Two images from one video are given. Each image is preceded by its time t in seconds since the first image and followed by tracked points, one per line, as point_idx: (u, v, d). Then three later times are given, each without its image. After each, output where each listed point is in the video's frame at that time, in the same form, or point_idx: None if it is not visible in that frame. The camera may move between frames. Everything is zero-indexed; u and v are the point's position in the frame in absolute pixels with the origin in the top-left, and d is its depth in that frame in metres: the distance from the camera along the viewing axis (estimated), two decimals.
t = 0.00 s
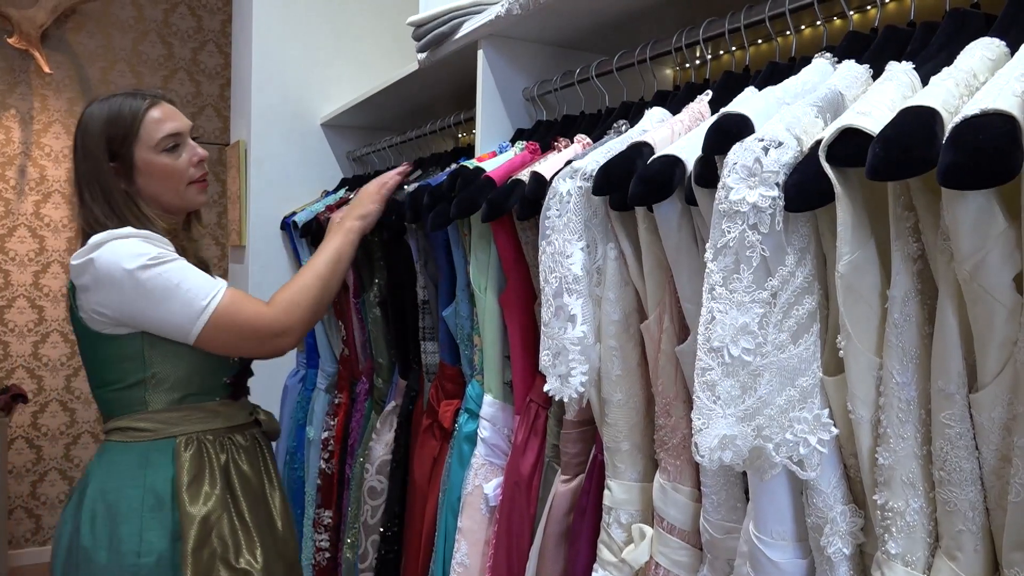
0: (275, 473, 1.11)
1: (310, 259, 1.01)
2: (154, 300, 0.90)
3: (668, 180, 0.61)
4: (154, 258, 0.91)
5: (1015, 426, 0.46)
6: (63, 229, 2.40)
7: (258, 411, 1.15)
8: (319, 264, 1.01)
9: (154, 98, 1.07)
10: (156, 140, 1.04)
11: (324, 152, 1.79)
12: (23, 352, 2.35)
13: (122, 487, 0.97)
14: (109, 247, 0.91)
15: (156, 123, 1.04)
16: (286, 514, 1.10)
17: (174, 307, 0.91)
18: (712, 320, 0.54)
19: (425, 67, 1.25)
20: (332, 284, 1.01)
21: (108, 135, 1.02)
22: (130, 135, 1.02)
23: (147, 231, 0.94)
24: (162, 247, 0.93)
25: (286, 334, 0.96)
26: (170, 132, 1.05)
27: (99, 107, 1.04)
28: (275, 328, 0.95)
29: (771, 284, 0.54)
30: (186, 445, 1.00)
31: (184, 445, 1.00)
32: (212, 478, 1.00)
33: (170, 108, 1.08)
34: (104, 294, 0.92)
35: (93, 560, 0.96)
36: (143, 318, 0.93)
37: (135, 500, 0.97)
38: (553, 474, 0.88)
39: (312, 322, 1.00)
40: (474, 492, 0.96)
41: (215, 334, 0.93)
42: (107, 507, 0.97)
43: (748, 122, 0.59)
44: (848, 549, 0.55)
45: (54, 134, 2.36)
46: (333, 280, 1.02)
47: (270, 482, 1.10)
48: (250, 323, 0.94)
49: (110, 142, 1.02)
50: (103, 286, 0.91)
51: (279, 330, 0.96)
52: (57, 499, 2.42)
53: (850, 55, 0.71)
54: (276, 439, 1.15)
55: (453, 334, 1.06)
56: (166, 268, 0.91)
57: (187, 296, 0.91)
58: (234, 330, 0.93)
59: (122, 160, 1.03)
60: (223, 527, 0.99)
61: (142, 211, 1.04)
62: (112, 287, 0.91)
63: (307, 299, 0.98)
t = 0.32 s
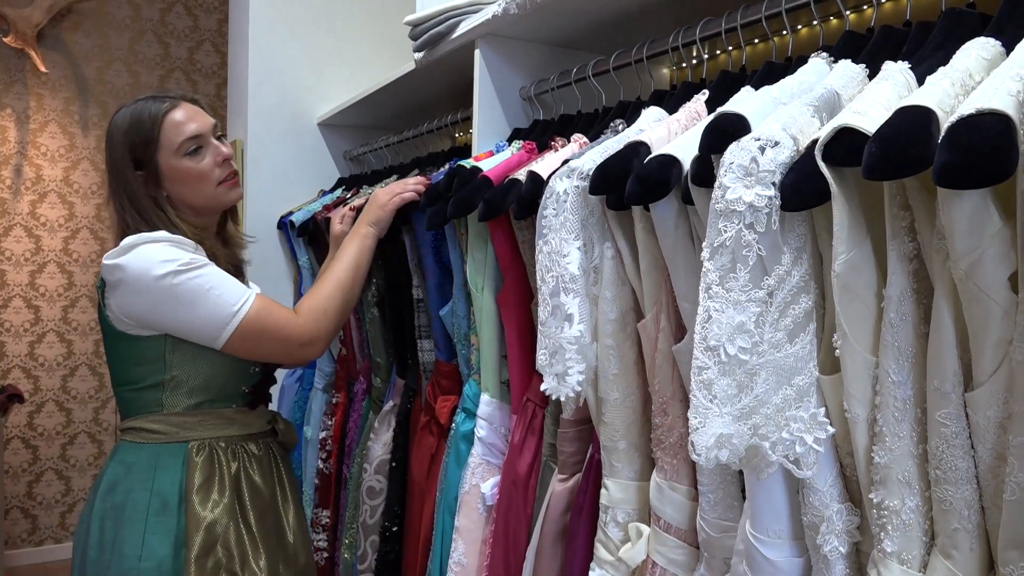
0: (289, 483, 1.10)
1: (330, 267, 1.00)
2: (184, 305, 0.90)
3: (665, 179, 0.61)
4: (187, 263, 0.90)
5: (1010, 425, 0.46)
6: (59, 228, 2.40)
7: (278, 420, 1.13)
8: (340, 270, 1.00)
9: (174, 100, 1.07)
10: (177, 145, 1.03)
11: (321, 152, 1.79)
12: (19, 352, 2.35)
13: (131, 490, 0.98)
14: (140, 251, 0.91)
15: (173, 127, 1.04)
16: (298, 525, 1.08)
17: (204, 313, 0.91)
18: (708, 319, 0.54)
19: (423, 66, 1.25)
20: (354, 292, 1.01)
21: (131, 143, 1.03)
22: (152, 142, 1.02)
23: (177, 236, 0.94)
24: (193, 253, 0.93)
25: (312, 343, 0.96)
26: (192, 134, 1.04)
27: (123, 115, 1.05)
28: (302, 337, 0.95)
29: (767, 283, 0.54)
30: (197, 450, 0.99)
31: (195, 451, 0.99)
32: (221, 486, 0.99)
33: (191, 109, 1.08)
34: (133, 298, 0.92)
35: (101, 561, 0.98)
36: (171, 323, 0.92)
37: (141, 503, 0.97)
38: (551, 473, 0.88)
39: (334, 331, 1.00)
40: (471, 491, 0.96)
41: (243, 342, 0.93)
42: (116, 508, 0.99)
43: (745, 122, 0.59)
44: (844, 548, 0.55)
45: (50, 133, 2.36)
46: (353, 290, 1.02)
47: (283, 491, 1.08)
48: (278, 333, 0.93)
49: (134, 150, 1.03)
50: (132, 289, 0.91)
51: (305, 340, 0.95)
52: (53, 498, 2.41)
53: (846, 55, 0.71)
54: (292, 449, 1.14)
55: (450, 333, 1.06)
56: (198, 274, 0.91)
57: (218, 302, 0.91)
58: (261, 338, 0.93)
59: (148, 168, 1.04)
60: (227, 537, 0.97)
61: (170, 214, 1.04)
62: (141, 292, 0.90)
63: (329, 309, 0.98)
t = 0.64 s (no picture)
0: (301, 492, 1.10)
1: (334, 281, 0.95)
2: (184, 317, 0.90)
3: (667, 179, 0.61)
4: (189, 274, 0.90)
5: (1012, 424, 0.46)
6: (62, 227, 2.41)
7: (291, 426, 1.14)
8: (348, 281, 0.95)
9: (189, 96, 1.07)
10: (190, 143, 1.03)
11: (323, 151, 1.79)
12: (22, 350, 2.35)
13: (142, 500, 0.98)
14: (145, 258, 0.91)
15: (187, 125, 1.04)
16: (306, 535, 1.08)
17: (204, 327, 0.90)
18: (711, 318, 0.55)
19: (425, 66, 1.25)
20: (359, 306, 0.95)
21: (142, 138, 1.03)
22: (164, 140, 1.03)
23: (184, 242, 0.93)
24: (198, 262, 0.92)
25: (312, 365, 0.93)
26: (206, 132, 1.04)
27: (135, 109, 1.05)
28: (300, 360, 0.92)
29: (769, 282, 0.54)
30: (209, 460, 0.99)
31: (206, 462, 0.99)
32: (234, 496, 0.99)
33: (206, 106, 1.08)
34: (137, 306, 0.92)
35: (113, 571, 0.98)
36: (172, 333, 0.92)
37: (152, 514, 0.97)
38: (553, 472, 0.88)
39: (341, 347, 0.95)
40: (474, 489, 0.96)
41: (241, 361, 0.92)
42: (126, 519, 0.99)
43: (747, 122, 0.59)
44: (846, 546, 0.55)
45: (53, 132, 2.36)
46: (361, 302, 0.96)
47: (294, 501, 1.09)
48: (275, 356, 0.92)
49: (146, 148, 1.03)
50: (136, 296, 0.91)
51: (305, 362, 0.92)
52: (56, 497, 2.42)
53: (848, 54, 0.72)
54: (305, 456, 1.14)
55: (452, 333, 1.06)
56: (200, 285, 0.90)
57: (217, 316, 0.90)
58: (259, 359, 0.92)
59: (159, 167, 1.04)
60: (240, 548, 0.97)
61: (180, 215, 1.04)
62: (144, 299, 0.91)
63: (331, 328, 0.93)
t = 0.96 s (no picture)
0: (304, 510, 1.09)
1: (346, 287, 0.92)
2: (179, 326, 0.86)
3: (667, 182, 0.62)
4: (181, 281, 0.86)
5: (1010, 427, 0.47)
6: (63, 228, 2.41)
7: (293, 438, 1.13)
8: (364, 286, 0.91)
9: (185, 79, 1.05)
10: (187, 129, 1.01)
11: (325, 153, 1.80)
12: (23, 351, 2.35)
13: (139, 527, 0.95)
14: (130, 267, 0.86)
15: (185, 111, 1.01)
16: (312, 553, 1.07)
17: (203, 334, 0.86)
18: (710, 321, 0.55)
19: (427, 69, 1.26)
20: (377, 312, 0.92)
21: (134, 119, 1.00)
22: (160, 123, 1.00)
23: (169, 247, 0.90)
24: (187, 269, 0.88)
25: (326, 370, 0.90)
26: (203, 118, 1.02)
27: (123, 89, 1.01)
28: (315, 365, 0.89)
29: (768, 286, 0.55)
30: (210, 483, 0.97)
31: (207, 484, 0.97)
32: (238, 519, 0.97)
33: (203, 91, 1.05)
34: (124, 318, 0.87)
35: None
36: (165, 344, 0.88)
37: (150, 542, 0.94)
38: (553, 475, 0.88)
39: (356, 351, 0.92)
40: (475, 491, 0.96)
41: (248, 369, 0.88)
42: (122, 547, 0.95)
43: (747, 126, 0.59)
44: (844, 549, 0.56)
45: (55, 134, 2.37)
46: (378, 308, 0.93)
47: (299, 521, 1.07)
48: (286, 362, 0.88)
49: (137, 130, 1.00)
50: (122, 307, 0.87)
51: (319, 368, 0.90)
52: (56, 498, 2.42)
53: (848, 60, 0.72)
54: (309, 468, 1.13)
55: (453, 335, 1.06)
56: (193, 291, 0.86)
57: (216, 322, 0.86)
58: (269, 365, 0.88)
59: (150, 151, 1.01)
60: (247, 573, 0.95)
61: (169, 209, 1.02)
62: (132, 310, 0.86)
63: (346, 334, 0.90)
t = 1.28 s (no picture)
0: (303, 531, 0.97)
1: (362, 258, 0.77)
2: (161, 316, 0.72)
3: (665, 186, 0.62)
4: (159, 265, 0.73)
5: (1005, 428, 0.47)
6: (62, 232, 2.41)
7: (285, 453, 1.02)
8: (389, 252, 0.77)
9: (179, 53, 0.92)
10: (187, 109, 0.89)
11: (324, 157, 1.80)
12: (21, 355, 2.35)
13: (118, 561, 0.83)
14: (104, 256, 0.74)
15: (184, 88, 0.89)
16: None
17: (189, 323, 0.72)
18: (708, 323, 0.55)
19: (425, 73, 1.26)
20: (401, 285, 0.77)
21: (122, 93, 0.86)
22: (154, 98, 0.87)
23: (151, 234, 0.77)
24: (169, 253, 0.75)
25: (338, 343, 0.74)
26: (203, 98, 0.90)
27: (107, 59, 0.87)
28: (321, 337, 0.73)
29: (765, 288, 0.55)
30: (201, 505, 0.86)
31: (198, 508, 0.85)
32: (233, 546, 0.86)
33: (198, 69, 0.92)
34: (98, 317, 0.74)
35: None
36: (152, 342, 0.74)
37: None
38: (552, 477, 0.89)
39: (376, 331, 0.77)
40: (476, 494, 0.96)
41: (246, 348, 0.73)
42: None
43: (744, 130, 0.60)
44: (841, 550, 0.56)
45: (53, 138, 2.37)
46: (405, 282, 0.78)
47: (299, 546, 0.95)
48: (289, 335, 0.72)
49: (125, 108, 0.86)
50: (95, 304, 0.74)
51: (329, 339, 0.73)
52: (55, 502, 2.42)
53: (844, 64, 0.72)
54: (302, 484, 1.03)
55: (453, 337, 1.07)
56: (172, 274, 0.72)
57: (203, 307, 0.71)
58: (270, 340, 0.73)
59: (139, 130, 0.87)
60: None
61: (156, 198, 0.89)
62: (108, 305, 0.73)
63: (362, 303, 0.74)
